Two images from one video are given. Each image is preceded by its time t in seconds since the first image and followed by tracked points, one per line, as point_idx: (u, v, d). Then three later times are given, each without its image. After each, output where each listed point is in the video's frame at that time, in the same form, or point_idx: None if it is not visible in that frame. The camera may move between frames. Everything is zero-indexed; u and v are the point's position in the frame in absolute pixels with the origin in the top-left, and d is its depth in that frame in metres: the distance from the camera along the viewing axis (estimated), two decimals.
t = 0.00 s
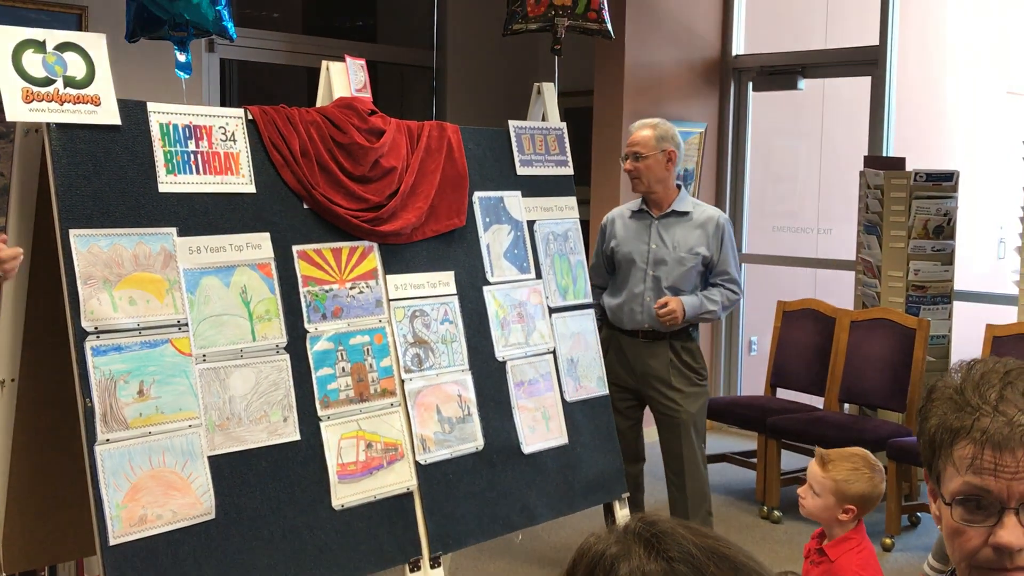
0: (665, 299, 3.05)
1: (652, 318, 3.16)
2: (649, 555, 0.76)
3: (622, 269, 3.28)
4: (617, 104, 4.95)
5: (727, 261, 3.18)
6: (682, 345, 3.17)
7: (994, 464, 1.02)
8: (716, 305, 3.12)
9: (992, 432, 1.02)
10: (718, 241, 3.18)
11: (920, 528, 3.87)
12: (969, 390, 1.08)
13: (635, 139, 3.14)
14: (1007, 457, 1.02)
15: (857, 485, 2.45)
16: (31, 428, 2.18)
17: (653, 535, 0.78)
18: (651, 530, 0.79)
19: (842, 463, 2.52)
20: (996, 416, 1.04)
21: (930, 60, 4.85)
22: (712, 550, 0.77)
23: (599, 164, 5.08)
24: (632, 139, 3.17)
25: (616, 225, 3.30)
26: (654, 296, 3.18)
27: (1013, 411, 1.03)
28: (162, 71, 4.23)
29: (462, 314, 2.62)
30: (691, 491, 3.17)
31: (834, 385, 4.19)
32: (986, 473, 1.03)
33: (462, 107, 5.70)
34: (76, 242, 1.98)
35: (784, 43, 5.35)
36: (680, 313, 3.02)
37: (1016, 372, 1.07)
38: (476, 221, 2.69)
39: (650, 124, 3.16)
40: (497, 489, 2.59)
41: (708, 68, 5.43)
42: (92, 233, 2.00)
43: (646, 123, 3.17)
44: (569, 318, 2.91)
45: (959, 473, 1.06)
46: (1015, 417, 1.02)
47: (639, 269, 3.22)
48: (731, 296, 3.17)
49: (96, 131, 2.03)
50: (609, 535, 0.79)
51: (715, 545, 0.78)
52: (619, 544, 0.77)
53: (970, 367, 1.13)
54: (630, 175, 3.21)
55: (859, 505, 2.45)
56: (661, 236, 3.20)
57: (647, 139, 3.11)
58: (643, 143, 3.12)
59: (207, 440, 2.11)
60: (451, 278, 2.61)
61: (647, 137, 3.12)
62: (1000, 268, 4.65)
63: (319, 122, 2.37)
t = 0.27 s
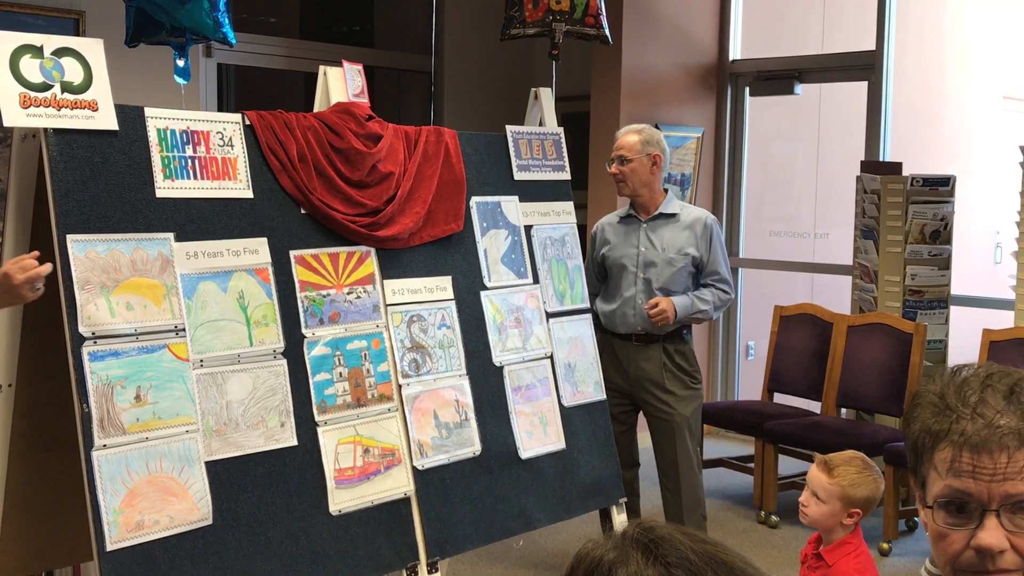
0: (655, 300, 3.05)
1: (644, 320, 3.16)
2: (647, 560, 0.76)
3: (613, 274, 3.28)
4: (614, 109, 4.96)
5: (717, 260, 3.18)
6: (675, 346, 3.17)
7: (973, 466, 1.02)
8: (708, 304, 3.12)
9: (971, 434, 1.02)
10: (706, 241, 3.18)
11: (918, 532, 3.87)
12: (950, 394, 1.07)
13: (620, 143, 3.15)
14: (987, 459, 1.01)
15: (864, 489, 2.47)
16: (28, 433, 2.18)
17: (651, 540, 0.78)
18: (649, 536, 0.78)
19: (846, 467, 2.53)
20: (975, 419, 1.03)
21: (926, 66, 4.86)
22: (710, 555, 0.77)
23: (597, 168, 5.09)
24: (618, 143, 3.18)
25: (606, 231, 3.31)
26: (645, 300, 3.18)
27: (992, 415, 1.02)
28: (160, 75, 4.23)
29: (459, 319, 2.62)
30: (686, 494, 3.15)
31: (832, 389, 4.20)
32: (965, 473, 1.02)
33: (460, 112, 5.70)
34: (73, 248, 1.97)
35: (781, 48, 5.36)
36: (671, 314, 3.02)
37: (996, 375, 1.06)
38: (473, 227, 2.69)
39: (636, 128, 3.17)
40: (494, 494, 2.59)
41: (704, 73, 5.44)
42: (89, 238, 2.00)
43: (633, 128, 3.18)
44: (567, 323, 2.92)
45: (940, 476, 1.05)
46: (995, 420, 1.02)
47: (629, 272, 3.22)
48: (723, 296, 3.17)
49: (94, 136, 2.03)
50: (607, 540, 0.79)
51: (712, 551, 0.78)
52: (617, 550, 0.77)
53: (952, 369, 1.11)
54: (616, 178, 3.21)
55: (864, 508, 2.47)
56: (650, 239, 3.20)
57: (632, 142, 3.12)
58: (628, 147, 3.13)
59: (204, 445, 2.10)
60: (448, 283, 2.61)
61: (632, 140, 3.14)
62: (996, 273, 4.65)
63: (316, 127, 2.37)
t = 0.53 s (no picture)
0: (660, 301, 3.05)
1: (647, 322, 3.16)
2: (646, 561, 0.76)
3: (613, 277, 3.28)
4: (613, 110, 4.96)
5: (716, 260, 3.19)
6: (679, 347, 3.18)
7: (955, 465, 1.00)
8: (710, 304, 3.12)
9: (952, 433, 1.01)
10: (705, 242, 3.19)
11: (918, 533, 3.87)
12: (933, 394, 1.06)
13: (629, 142, 3.13)
14: (968, 459, 1.00)
15: (865, 489, 2.47)
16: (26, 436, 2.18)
17: (650, 540, 0.78)
18: (648, 536, 0.78)
19: (846, 467, 2.53)
20: (957, 418, 1.02)
21: (925, 66, 4.86)
22: (708, 556, 0.76)
23: (595, 170, 5.09)
24: (625, 142, 3.15)
25: (605, 234, 3.31)
26: (648, 302, 3.18)
27: (973, 414, 1.02)
28: (159, 78, 4.23)
29: (457, 321, 2.62)
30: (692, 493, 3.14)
31: (831, 390, 4.19)
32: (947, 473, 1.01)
33: (458, 114, 5.70)
34: (71, 250, 1.97)
35: (779, 49, 5.36)
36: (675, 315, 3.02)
37: (979, 375, 1.05)
38: (472, 228, 2.69)
39: (643, 130, 3.17)
40: (493, 496, 2.58)
41: (703, 74, 5.44)
42: (87, 240, 1.99)
43: (638, 129, 3.17)
44: (565, 324, 2.91)
45: (924, 477, 1.03)
46: (976, 419, 1.01)
47: (630, 275, 3.22)
48: (724, 296, 3.18)
49: (91, 138, 2.03)
50: (605, 541, 0.79)
51: (711, 551, 0.78)
52: (615, 551, 0.77)
53: (935, 371, 1.11)
54: (619, 177, 3.18)
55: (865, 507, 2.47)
56: (650, 241, 3.20)
57: (642, 142, 3.11)
58: (638, 147, 3.12)
59: (202, 448, 2.10)
60: (447, 284, 2.61)
61: (641, 141, 3.12)
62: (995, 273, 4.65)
63: (314, 129, 2.37)
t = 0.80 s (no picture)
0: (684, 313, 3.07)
1: (664, 328, 3.16)
2: (648, 557, 0.75)
3: (629, 278, 3.25)
4: (615, 109, 4.95)
5: (734, 268, 3.22)
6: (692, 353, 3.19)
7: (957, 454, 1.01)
8: (729, 314, 3.16)
9: (955, 423, 1.02)
10: (725, 249, 3.21)
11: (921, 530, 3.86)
12: (936, 386, 1.07)
13: (660, 144, 3.09)
14: (971, 449, 1.00)
15: (867, 485, 2.47)
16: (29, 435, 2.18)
17: (652, 537, 0.78)
18: (650, 533, 0.78)
19: (848, 463, 2.53)
20: (960, 409, 1.03)
21: (926, 63, 4.86)
22: (711, 553, 0.76)
23: (597, 169, 5.09)
24: (654, 143, 3.11)
25: (622, 234, 3.27)
26: (666, 309, 3.17)
27: (977, 404, 1.02)
28: (160, 77, 4.23)
29: (459, 319, 2.62)
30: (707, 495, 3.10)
31: (833, 387, 4.19)
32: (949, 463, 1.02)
33: (460, 113, 5.70)
34: (73, 249, 1.96)
35: (780, 47, 5.36)
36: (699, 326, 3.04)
37: (983, 367, 1.06)
38: (473, 227, 2.69)
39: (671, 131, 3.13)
40: (496, 494, 2.58)
41: (704, 73, 5.44)
42: (88, 239, 1.99)
43: (665, 130, 3.14)
44: (567, 322, 2.91)
45: (926, 468, 1.04)
46: (979, 410, 1.02)
47: (648, 279, 3.21)
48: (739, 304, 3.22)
49: (93, 138, 2.03)
50: (608, 538, 0.79)
51: (713, 547, 0.78)
52: (618, 547, 0.77)
53: (939, 363, 1.12)
54: (645, 178, 3.14)
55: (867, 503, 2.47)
56: (671, 246, 3.19)
57: (674, 145, 3.08)
58: (669, 150, 3.09)
59: (205, 447, 2.10)
60: (449, 283, 2.61)
61: (672, 144, 3.09)
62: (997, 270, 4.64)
63: (316, 128, 2.37)
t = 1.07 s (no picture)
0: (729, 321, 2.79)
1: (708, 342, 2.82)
2: (655, 554, 0.75)
3: (665, 286, 2.90)
4: (618, 106, 4.95)
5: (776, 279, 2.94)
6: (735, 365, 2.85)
7: (965, 462, 1.01)
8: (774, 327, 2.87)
9: (961, 430, 1.01)
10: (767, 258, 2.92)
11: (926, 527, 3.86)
12: (938, 389, 1.06)
13: (705, 145, 2.80)
14: (978, 454, 1.00)
15: (870, 481, 2.46)
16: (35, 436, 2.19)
17: (659, 533, 0.78)
18: (657, 529, 0.78)
19: (852, 458, 2.52)
20: (965, 414, 1.02)
21: (932, 61, 4.84)
22: (718, 549, 0.76)
23: (601, 167, 5.09)
24: (699, 144, 2.82)
25: (660, 236, 2.91)
26: (706, 318, 2.83)
27: (981, 408, 1.02)
28: (164, 77, 4.24)
29: (464, 317, 2.62)
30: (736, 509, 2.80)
31: (839, 385, 4.19)
32: (956, 470, 1.01)
33: (464, 111, 5.70)
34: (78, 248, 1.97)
35: (785, 44, 5.35)
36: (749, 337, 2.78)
37: (984, 370, 1.06)
38: (478, 225, 2.69)
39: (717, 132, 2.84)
40: (501, 492, 2.58)
41: (709, 70, 5.43)
42: (94, 238, 1.99)
43: (712, 130, 2.84)
44: (572, 320, 2.91)
45: (932, 474, 1.04)
46: (984, 413, 1.01)
47: (689, 288, 2.86)
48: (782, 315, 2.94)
49: (98, 137, 2.04)
50: (614, 534, 0.79)
51: (720, 544, 0.78)
52: (624, 544, 0.77)
53: (937, 365, 1.11)
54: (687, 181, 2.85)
55: (869, 499, 2.45)
56: (714, 253, 2.86)
57: (719, 148, 2.79)
58: (715, 151, 2.79)
59: (210, 445, 2.10)
60: (453, 281, 2.61)
61: (718, 146, 2.80)
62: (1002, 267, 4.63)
63: (320, 126, 2.37)
